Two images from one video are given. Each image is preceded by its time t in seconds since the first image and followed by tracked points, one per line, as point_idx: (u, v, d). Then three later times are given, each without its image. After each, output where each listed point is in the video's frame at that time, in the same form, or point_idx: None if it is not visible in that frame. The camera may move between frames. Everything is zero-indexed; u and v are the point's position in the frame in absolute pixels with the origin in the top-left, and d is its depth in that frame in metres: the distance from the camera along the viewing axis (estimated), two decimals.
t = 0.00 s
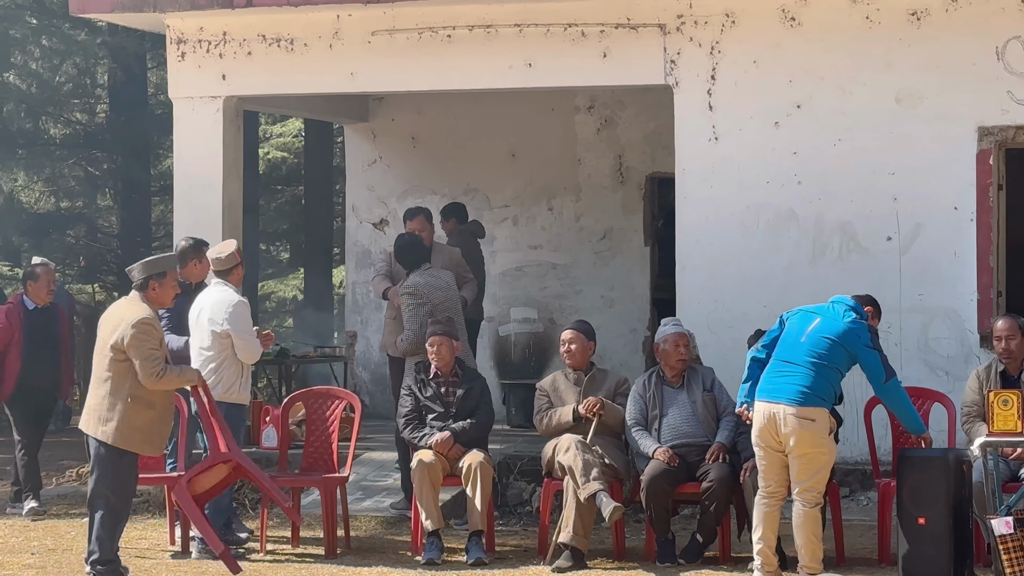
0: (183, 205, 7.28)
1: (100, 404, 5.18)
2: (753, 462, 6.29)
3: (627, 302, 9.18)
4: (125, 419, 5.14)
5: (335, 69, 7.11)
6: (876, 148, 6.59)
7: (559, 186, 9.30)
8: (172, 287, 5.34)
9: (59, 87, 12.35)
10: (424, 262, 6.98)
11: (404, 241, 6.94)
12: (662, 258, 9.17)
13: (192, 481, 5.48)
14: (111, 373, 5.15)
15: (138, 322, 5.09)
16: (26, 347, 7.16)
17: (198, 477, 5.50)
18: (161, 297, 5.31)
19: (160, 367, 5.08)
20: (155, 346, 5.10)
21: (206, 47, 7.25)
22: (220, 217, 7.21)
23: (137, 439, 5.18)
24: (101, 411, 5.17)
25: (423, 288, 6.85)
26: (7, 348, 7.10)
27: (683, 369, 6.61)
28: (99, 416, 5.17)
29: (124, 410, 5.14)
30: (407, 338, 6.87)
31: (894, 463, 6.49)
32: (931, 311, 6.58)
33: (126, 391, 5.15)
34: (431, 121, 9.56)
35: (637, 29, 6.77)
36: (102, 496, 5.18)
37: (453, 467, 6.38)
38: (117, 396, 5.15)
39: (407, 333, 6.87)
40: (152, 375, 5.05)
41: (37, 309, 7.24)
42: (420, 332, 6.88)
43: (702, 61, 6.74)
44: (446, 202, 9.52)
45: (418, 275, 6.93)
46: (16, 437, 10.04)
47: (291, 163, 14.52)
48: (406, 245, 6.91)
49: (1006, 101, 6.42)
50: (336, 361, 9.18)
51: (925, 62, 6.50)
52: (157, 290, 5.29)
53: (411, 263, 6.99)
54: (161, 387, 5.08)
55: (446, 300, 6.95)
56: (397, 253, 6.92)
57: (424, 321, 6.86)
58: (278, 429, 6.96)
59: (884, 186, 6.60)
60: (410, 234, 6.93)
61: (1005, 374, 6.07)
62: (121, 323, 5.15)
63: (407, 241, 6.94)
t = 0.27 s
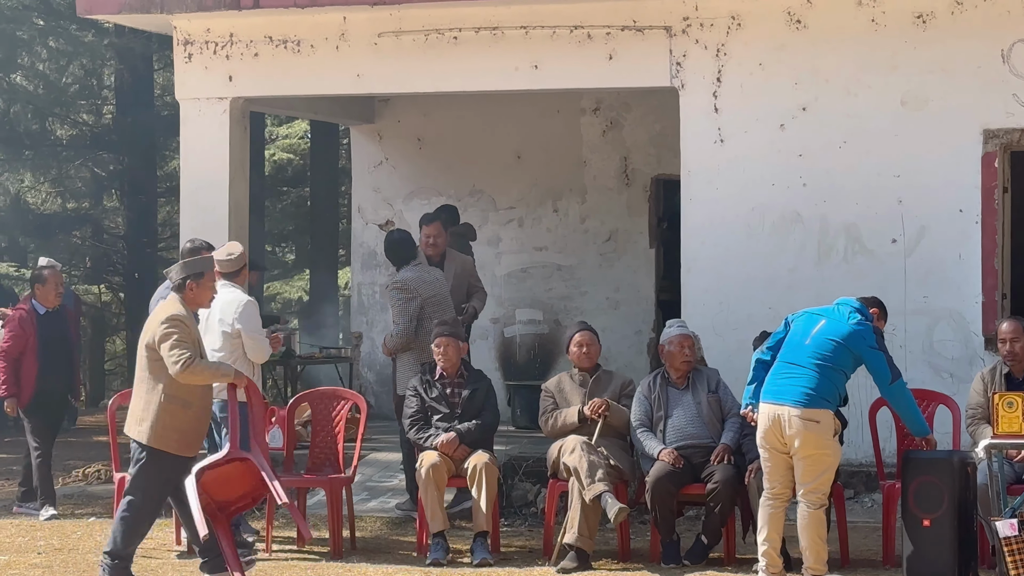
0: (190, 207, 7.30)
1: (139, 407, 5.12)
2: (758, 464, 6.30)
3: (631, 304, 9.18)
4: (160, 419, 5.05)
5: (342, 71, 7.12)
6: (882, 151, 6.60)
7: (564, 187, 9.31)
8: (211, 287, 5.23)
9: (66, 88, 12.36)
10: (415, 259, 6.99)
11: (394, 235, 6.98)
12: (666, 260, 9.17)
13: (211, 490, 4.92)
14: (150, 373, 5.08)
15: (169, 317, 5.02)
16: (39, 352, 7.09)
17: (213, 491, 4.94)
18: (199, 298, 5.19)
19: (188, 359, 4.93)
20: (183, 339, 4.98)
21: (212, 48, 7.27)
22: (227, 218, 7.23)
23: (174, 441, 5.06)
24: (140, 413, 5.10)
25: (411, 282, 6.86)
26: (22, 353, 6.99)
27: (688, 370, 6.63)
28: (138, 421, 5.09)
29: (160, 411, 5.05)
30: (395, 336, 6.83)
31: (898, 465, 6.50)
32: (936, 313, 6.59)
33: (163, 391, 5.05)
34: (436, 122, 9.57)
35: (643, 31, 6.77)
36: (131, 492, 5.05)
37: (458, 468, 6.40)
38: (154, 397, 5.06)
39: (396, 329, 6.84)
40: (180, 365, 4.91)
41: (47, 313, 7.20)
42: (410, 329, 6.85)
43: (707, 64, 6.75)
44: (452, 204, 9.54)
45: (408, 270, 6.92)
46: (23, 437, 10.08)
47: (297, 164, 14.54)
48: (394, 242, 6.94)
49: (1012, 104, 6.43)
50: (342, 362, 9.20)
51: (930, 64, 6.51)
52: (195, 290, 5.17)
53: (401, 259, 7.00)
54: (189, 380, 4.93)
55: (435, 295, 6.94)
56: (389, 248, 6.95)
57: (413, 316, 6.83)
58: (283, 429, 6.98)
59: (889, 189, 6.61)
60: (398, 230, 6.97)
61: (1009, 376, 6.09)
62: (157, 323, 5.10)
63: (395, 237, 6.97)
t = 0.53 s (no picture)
0: (195, 209, 7.41)
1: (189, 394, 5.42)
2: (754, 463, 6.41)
3: (629, 305, 9.29)
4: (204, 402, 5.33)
5: (345, 75, 7.23)
6: (877, 155, 6.71)
7: (564, 190, 9.42)
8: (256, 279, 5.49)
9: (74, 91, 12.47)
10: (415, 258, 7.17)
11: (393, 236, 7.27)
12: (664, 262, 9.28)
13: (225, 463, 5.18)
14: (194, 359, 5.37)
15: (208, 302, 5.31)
16: (53, 350, 7.14)
17: (227, 465, 5.18)
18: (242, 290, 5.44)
19: (220, 337, 5.17)
20: (220, 319, 5.23)
21: (218, 52, 7.38)
22: (232, 219, 7.34)
23: (218, 425, 5.33)
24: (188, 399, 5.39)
25: (408, 278, 7.02)
26: (37, 352, 7.04)
27: (685, 370, 6.74)
28: (188, 407, 5.40)
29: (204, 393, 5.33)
30: (390, 329, 6.97)
31: (892, 464, 6.60)
32: (929, 314, 6.70)
33: (207, 375, 5.34)
34: (438, 126, 9.69)
35: (642, 36, 6.89)
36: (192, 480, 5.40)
37: (459, 466, 6.51)
38: (200, 381, 5.36)
39: (391, 323, 6.98)
40: (211, 343, 5.16)
41: (58, 310, 7.20)
42: (405, 324, 6.99)
43: (705, 68, 6.86)
44: (453, 206, 9.65)
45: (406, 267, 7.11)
46: (30, 436, 10.20)
47: (300, 166, 14.65)
48: (395, 242, 7.25)
49: (1004, 109, 6.54)
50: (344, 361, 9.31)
51: (924, 70, 6.62)
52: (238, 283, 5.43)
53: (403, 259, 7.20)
54: (218, 357, 5.16)
55: (433, 293, 7.09)
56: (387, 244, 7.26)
57: (408, 311, 6.98)
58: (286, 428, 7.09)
59: (883, 192, 6.71)
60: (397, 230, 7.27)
61: (1001, 377, 6.19)
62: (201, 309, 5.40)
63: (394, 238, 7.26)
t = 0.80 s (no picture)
0: (201, 211, 7.62)
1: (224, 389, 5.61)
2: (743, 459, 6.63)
3: (622, 305, 9.50)
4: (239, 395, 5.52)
5: (346, 81, 7.44)
6: (862, 160, 6.92)
7: (559, 193, 9.63)
8: (283, 276, 5.70)
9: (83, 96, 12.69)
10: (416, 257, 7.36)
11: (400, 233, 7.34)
12: (657, 263, 9.49)
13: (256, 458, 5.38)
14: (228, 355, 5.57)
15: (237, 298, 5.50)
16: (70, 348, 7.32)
17: (259, 458, 5.40)
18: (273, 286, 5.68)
19: (251, 331, 5.36)
20: (250, 315, 5.42)
21: (223, 59, 7.59)
22: (236, 222, 7.55)
23: (252, 417, 5.54)
24: (224, 393, 5.58)
25: (410, 277, 7.22)
26: (55, 352, 7.22)
27: (676, 369, 6.96)
28: (222, 401, 5.60)
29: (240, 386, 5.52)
30: (391, 324, 7.17)
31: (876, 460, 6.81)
32: (913, 315, 6.91)
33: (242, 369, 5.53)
34: (437, 130, 9.89)
35: (635, 44, 7.10)
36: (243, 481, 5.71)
37: (456, 461, 6.72)
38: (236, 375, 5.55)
39: (392, 318, 7.19)
40: (242, 337, 5.35)
41: (74, 309, 7.42)
42: (405, 320, 7.19)
43: (696, 76, 7.07)
44: (451, 208, 9.85)
45: (408, 265, 7.29)
46: (38, 432, 10.41)
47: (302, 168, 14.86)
48: (402, 238, 7.32)
49: (986, 116, 6.74)
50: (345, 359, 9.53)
51: (908, 78, 6.83)
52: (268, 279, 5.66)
53: (405, 256, 7.38)
54: (250, 351, 5.35)
55: (434, 294, 7.31)
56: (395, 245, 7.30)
57: (407, 309, 7.19)
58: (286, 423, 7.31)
59: (869, 196, 6.92)
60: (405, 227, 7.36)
61: (981, 376, 6.40)
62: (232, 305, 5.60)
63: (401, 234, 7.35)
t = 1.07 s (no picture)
0: (197, 210, 7.68)
1: (249, 395, 5.74)
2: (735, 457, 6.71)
3: (615, 304, 9.55)
4: (267, 403, 5.66)
5: (341, 82, 7.50)
6: (853, 161, 6.98)
7: (553, 193, 9.69)
8: (300, 282, 5.87)
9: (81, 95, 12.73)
10: (414, 254, 7.44)
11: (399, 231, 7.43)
12: (650, 263, 9.54)
13: (305, 462, 5.58)
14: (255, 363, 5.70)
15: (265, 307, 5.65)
16: (79, 349, 7.38)
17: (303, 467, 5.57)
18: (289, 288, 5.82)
19: (286, 341, 5.53)
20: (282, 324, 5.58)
21: (220, 59, 7.65)
22: (232, 221, 7.61)
23: (283, 422, 5.69)
24: (250, 400, 5.71)
25: (408, 275, 7.29)
26: (62, 353, 7.28)
27: (668, 368, 7.05)
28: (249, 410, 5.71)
29: (268, 394, 5.67)
30: (388, 319, 7.24)
31: (866, 459, 6.88)
32: (903, 314, 6.97)
33: (269, 376, 5.68)
34: (433, 130, 9.95)
35: (628, 46, 7.16)
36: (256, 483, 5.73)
37: (450, 459, 6.78)
38: (262, 383, 5.69)
39: (388, 313, 7.25)
40: (280, 347, 5.51)
41: (87, 310, 7.48)
42: (399, 317, 7.25)
43: (689, 77, 7.13)
44: (446, 208, 9.91)
45: (405, 263, 7.36)
46: (34, 430, 10.45)
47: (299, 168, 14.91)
48: (404, 236, 7.39)
49: (976, 118, 6.80)
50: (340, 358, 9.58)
51: (899, 80, 6.89)
52: (280, 280, 5.78)
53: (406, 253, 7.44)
54: (286, 360, 5.53)
55: (431, 292, 7.37)
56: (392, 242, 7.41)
57: (403, 306, 7.25)
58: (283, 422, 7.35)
59: (860, 197, 6.98)
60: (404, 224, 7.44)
61: (971, 375, 6.44)
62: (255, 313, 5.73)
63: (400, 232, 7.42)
